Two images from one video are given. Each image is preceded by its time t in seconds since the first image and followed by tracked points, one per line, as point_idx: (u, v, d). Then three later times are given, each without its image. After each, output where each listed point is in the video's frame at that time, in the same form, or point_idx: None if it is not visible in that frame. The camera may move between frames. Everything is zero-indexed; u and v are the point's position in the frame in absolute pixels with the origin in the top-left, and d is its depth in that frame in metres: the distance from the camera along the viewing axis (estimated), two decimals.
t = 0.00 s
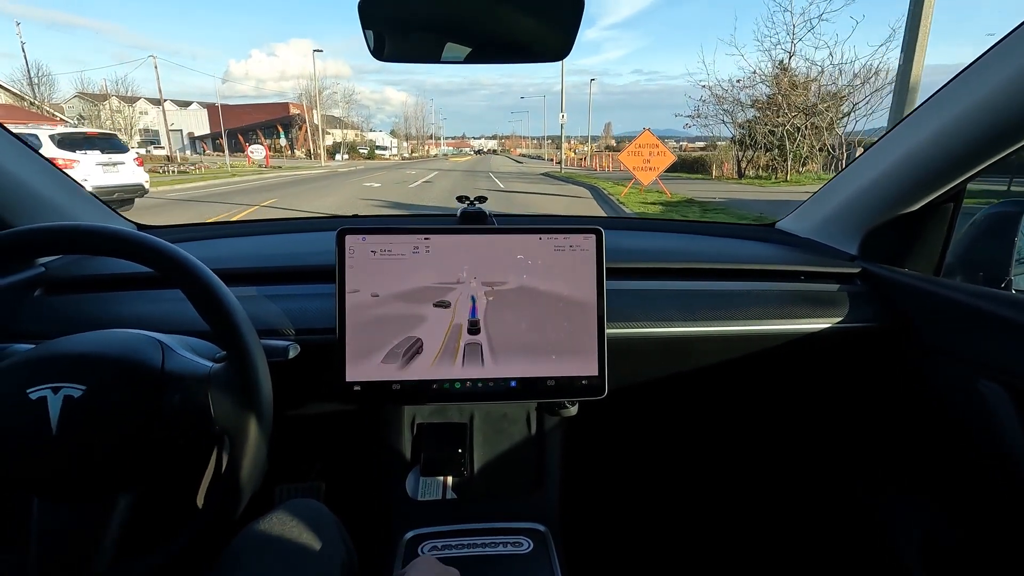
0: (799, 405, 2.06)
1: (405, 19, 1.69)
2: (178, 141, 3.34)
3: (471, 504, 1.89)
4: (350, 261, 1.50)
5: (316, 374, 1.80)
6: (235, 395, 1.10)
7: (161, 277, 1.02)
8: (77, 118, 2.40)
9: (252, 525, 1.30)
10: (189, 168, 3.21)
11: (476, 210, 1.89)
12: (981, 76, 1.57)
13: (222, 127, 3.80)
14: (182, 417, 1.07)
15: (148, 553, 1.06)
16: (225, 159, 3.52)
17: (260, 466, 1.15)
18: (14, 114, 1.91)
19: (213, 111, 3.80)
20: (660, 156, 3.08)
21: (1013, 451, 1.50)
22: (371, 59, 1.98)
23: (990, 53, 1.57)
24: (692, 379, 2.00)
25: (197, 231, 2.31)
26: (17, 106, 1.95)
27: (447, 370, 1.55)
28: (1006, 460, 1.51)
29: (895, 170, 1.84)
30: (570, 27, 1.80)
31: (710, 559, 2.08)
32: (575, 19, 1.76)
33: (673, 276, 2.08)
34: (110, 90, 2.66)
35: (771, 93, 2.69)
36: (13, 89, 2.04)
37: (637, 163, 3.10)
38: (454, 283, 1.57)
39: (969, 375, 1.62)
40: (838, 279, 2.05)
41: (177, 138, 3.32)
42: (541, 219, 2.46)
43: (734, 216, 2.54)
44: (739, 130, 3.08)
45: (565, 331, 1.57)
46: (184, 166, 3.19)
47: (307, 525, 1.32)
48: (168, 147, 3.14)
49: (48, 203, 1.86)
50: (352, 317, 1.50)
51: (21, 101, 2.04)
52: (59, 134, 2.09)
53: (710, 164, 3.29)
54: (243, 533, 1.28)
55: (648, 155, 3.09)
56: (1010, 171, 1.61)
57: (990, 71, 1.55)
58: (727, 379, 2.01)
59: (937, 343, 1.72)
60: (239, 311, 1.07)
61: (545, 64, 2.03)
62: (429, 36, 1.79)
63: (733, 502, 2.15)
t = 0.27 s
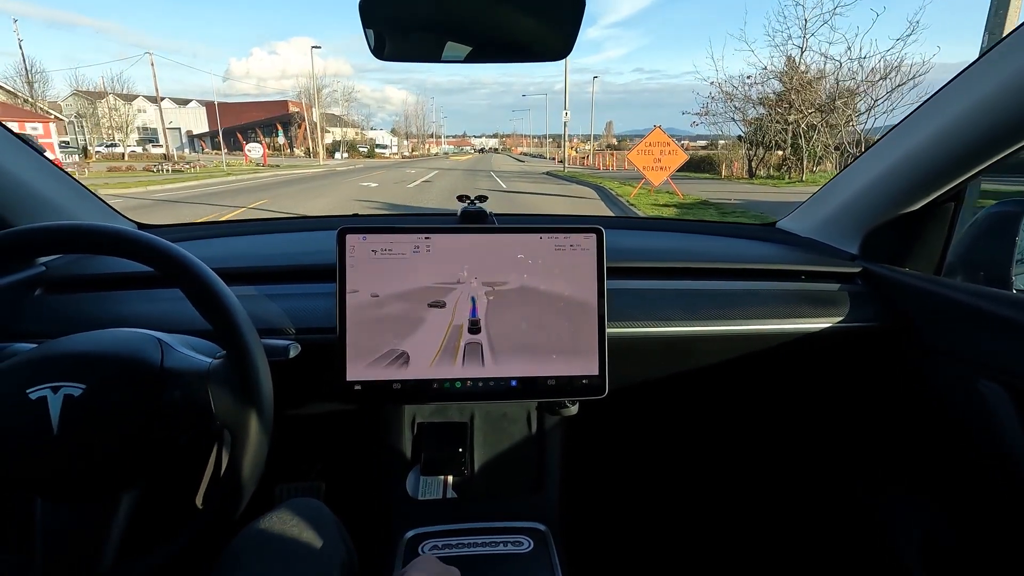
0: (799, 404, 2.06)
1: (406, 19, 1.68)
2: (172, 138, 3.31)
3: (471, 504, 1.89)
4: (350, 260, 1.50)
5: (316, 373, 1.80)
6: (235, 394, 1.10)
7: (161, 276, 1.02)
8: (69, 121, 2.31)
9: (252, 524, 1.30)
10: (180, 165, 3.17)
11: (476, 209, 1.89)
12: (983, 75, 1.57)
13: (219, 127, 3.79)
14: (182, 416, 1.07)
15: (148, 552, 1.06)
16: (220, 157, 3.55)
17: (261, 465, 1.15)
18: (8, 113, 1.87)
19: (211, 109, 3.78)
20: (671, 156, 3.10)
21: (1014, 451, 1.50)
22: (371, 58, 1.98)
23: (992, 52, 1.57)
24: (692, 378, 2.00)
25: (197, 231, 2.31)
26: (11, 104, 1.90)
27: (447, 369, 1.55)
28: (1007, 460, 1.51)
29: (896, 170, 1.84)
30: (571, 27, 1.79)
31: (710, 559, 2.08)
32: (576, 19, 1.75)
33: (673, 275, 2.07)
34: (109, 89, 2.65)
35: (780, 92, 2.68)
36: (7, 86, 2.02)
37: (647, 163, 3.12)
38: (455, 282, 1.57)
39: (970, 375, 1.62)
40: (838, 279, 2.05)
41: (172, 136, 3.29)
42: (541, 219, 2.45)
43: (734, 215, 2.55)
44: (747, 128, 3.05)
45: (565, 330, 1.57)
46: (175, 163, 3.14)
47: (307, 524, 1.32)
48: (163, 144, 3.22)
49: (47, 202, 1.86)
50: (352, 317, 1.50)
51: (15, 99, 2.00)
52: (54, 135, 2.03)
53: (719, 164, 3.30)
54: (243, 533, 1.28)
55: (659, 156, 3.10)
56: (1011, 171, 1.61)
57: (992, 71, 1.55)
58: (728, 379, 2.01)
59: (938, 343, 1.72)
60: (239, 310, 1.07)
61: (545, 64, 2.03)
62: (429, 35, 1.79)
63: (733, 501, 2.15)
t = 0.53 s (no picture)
0: (799, 404, 2.06)
1: (406, 18, 1.68)
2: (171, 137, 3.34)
3: (471, 503, 1.89)
4: (351, 259, 1.50)
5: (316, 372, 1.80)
6: (234, 393, 1.10)
7: (161, 274, 1.02)
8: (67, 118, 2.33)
9: (252, 522, 1.30)
10: (176, 165, 3.13)
11: (476, 208, 1.89)
12: (983, 77, 1.57)
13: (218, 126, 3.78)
14: (182, 412, 1.08)
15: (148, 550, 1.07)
16: (218, 157, 3.55)
17: (261, 464, 1.15)
18: None
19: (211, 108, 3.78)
20: (686, 155, 3.20)
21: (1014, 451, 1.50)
22: (372, 57, 1.98)
23: (993, 54, 1.57)
24: (692, 378, 2.00)
25: (196, 230, 2.31)
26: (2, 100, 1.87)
27: (447, 368, 1.55)
28: (1007, 460, 1.51)
29: (896, 170, 1.84)
30: (571, 26, 1.79)
31: (710, 558, 2.08)
32: (576, 18, 1.75)
33: (672, 275, 2.08)
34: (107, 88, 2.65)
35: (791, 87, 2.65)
36: None
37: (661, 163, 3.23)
38: (455, 281, 1.57)
39: (970, 376, 1.62)
40: (839, 279, 2.05)
41: (170, 134, 3.32)
42: (541, 218, 2.45)
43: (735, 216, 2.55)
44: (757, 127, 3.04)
45: (565, 329, 1.57)
46: (170, 162, 3.11)
47: (307, 522, 1.32)
48: (161, 142, 3.20)
49: (47, 199, 1.85)
50: (353, 315, 1.51)
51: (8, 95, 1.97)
52: (45, 133, 2.00)
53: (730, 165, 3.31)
54: (244, 530, 1.28)
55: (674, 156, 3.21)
56: (1011, 173, 1.61)
57: (992, 72, 1.55)
58: (728, 379, 2.01)
59: (938, 343, 1.72)
60: (239, 308, 1.07)
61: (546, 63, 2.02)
62: (430, 35, 1.79)
63: (733, 501, 2.15)
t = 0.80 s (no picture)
0: (799, 404, 2.05)
1: (406, 18, 1.68)
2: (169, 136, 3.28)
3: (471, 503, 1.89)
4: (350, 258, 1.50)
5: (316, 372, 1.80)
6: (233, 392, 1.10)
7: (160, 274, 1.02)
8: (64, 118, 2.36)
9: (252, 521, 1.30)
10: (169, 164, 3.09)
11: (476, 208, 1.89)
12: (983, 77, 1.57)
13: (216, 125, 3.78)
14: (182, 411, 1.08)
15: (147, 550, 1.07)
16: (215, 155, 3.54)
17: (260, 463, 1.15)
18: None
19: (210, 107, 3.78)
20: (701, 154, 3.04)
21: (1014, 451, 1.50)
22: (372, 56, 1.98)
23: (994, 53, 1.56)
24: (691, 378, 2.00)
25: (196, 229, 2.31)
26: None
27: (446, 367, 1.55)
28: (1006, 460, 1.51)
29: (896, 170, 1.84)
30: (571, 25, 1.79)
31: (710, 558, 2.08)
32: (576, 18, 1.75)
33: (672, 275, 2.08)
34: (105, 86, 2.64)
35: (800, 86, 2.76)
36: None
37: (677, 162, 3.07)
38: (454, 281, 1.57)
39: (969, 376, 1.62)
40: (838, 279, 2.05)
41: (168, 134, 3.26)
42: (541, 218, 2.46)
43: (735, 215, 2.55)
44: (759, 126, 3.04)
45: (564, 329, 1.57)
46: (163, 163, 3.05)
47: (307, 521, 1.32)
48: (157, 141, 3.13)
49: (48, 199, 1.85)
50: (352, 315, 1.51)
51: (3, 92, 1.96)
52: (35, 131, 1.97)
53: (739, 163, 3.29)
54: (244, 529, 1.28)
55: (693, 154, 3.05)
56: (1011, 173, 1.61)
57: (992, 72, 1.55)
58: (728, 379, 2.01)
59: (938, 343, 1.72)
60: (238, 307, 1.07)
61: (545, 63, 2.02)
62: (430, 34, 1.79)
63: (733, 501, 2.15)
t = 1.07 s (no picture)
0: (799, 403, 2.06)
1: (407, 16, 1.68)
2: (165, 134, 3.28)
3: (471, 502, 1.89)
4: (350, 257, 1.50)
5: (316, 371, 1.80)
6: (233, 392, 1.10)
7: (160, 273, 1.02)
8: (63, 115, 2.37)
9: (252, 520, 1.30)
10: (161, 164, 2.97)
11: (476, 207, 1.88)
12: (983, 76, 1.57)
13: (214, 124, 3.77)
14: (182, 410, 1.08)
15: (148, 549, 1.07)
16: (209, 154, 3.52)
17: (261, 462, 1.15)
18: None
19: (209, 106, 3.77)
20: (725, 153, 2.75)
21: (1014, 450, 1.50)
22: (372, 55, 1.98)
23: (994, 53, 1.56)
24: (692, 377, 2.00)
25: (196, 228, 2.31)
26: None
27: (446, 367, 1.55)
28: (1007, 459, 1.51)
29: (896, 169, 1.84)
30: (572, 25, 1.79)
31: (710, 557, 2.08)
32: (576, 17, 1.75)
33: (672, 274, 2.08)
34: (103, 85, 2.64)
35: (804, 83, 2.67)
36: None
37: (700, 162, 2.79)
38: (454, 280, 1.57)
39: (969, 375, 1.62)
40: (838, 278, 2.05)
41: (166, 132, 3.27)
42: (541, 217, 2.46)
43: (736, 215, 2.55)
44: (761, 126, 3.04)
45: (565, 328, 1.57)
46: (154, 162, 2.94)
47: (307, 519, 1.32)
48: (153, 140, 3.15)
49: (49, 199, 1.86)
50: (352, 314, 1.50)
51: None
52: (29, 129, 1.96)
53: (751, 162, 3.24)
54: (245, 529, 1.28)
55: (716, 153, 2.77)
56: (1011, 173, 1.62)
57: (992, 71, 1.55)
58: (728, 378, 2.01)
59: (938, 342, 1.72)
60: (238, 307, 1.07)
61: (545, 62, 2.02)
62: (431, 33, 1.78)
63: (733, 500, 2.15)
